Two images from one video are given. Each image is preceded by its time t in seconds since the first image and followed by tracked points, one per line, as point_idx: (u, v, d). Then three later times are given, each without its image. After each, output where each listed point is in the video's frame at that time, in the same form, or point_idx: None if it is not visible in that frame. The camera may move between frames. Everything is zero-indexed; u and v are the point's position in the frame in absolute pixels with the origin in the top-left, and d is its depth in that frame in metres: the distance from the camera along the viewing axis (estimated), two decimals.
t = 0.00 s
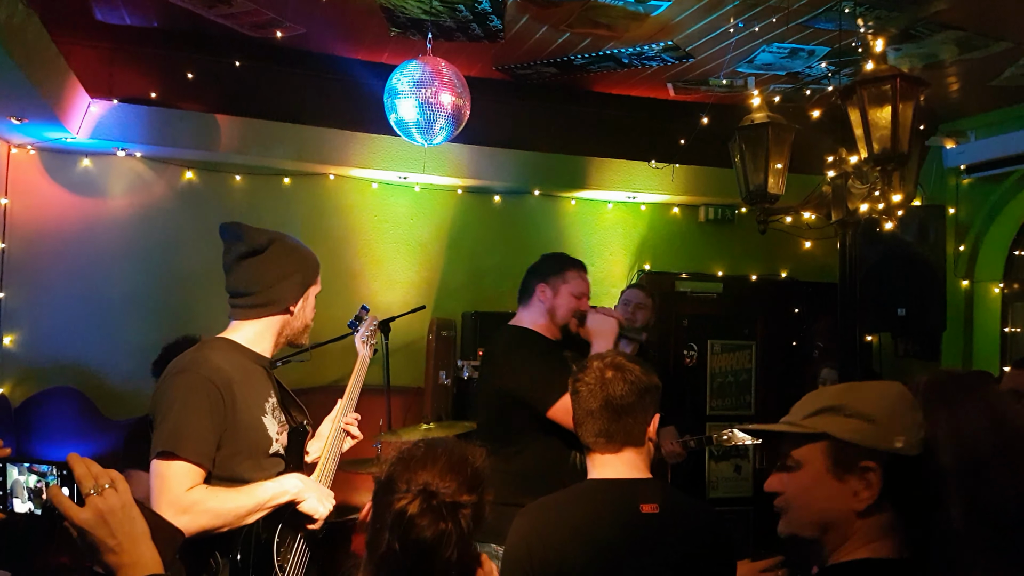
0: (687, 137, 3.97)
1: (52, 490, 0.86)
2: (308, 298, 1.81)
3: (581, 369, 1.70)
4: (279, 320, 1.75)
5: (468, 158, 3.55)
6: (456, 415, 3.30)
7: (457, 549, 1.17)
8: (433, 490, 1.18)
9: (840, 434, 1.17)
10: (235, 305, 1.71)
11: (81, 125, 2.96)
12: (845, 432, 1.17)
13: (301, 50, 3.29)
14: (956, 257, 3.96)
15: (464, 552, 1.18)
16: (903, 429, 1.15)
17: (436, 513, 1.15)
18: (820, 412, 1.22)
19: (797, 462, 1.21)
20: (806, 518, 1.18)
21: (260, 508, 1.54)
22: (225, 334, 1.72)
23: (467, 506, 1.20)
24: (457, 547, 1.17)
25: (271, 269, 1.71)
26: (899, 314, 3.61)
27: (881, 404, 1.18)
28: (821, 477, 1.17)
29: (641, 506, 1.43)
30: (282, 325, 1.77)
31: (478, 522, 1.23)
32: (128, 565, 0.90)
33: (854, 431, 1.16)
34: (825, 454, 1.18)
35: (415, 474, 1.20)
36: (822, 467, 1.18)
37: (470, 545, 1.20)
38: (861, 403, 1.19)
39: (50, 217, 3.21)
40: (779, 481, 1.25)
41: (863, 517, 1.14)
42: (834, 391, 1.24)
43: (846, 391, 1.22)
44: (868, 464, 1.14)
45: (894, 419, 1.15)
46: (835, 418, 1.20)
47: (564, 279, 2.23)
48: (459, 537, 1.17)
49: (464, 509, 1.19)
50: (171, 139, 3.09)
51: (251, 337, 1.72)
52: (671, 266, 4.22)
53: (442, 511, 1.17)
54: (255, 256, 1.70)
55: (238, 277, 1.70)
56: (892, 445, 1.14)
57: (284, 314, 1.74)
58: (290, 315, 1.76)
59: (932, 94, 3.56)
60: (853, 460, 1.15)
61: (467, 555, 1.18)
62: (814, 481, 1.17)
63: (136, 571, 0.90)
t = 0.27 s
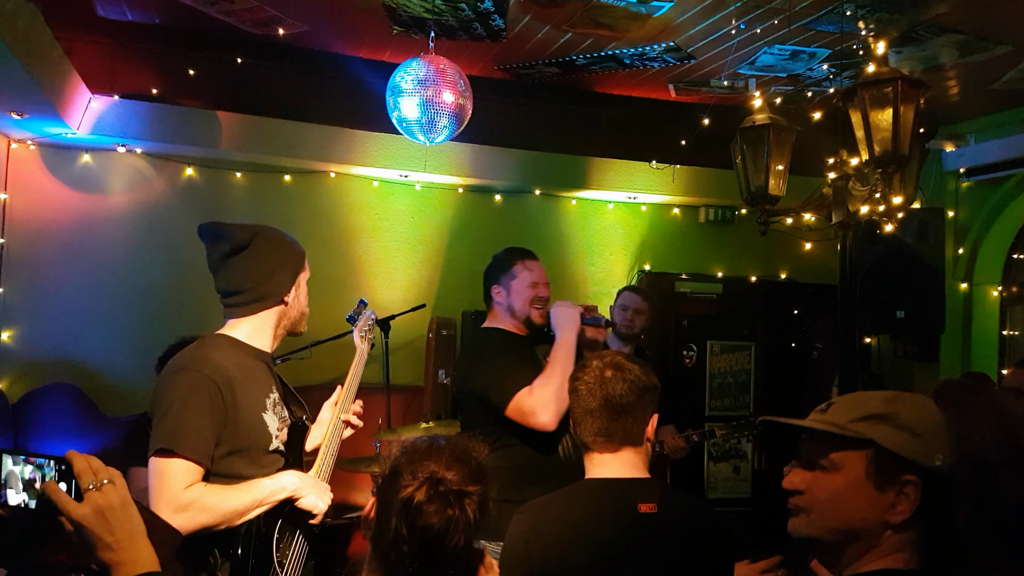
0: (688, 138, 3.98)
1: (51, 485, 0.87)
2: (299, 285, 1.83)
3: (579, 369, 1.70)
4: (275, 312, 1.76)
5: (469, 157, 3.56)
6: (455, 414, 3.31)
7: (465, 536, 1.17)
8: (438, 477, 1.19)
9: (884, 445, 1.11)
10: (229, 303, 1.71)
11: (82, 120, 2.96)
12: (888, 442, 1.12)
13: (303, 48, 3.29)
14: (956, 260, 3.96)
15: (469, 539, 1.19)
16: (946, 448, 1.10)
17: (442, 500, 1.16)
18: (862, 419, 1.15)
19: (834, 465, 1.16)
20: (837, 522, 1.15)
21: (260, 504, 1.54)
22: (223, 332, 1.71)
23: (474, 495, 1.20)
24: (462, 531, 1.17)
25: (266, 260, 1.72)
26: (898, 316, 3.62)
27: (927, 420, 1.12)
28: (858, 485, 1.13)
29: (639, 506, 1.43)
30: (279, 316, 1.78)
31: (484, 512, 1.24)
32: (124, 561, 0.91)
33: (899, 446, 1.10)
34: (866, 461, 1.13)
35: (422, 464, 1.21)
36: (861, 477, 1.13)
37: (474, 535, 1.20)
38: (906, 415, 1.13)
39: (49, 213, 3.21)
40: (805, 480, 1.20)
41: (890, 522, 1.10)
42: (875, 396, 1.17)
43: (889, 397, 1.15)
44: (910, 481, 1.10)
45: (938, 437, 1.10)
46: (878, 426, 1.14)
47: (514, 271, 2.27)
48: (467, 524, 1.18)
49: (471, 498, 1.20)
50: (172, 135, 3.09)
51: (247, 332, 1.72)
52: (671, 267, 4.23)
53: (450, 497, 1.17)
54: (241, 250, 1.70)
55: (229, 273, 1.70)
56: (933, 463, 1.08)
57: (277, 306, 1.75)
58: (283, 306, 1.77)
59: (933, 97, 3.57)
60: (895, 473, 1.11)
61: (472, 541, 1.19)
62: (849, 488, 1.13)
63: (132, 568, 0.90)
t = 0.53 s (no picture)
0: (692, 141, 3.97)
1: (55, 482, 0.87)
2: (297, 285, 1.81)
3: (581, 372, 1.70)
4: (271, 310, 1.75)
5: (473, 157, 3.56)
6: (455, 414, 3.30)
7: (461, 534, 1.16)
8: (436, 472, 1.18)
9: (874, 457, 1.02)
10: (229, 299, 1.71)
11: (87, 116, 2.96)
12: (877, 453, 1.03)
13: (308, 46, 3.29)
14: (959, 266, 3.96)
15: (467, 538, 1.18)
16: (931, 452, 1.02)
17: (438, 495, 1.15)
18: (845, 433, 1.07)
19: (823, 486, 1.06)
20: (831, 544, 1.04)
21: (260, 497, 1.55)
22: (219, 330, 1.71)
23: (472, 492, 1.19)
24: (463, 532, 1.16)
25: (264, 259, 1.72)
26: (901, 322, 3.61)
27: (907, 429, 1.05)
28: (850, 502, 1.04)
29: (638, 511, 1.43)
30: (276, 314, 1.77)
31: (484, 510, 1.22)
32: (125, 559, 0.90)
33: (887, 456, 1.02)
34: (855, 477, 1.04)
35: (427, 459, 1.20)
36: (852, 495, 1.04)
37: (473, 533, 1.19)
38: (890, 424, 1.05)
39: (52, 208, 3.21)
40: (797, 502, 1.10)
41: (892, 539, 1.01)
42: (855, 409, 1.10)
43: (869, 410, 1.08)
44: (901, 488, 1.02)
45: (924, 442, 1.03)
46: (862, 438, 1.05)
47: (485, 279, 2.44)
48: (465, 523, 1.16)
49: (468, 495, 1.18)
50: (176, 131, 3.08)
51: (240, 326, 1.71)
52: (673, 269, 4.22)
53: (446, 492, 1.16)
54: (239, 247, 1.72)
55: (227, 270, 1.70)
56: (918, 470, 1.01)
57: (272, 304, 1.74)
58: (279, 304, 1.76)
59: (938, 103, 3.56)
60: (885, 484, 1.02)
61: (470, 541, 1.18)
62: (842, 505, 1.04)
63: (133, 565, 0.90)
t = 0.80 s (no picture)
0: (692, 139, 3.97)
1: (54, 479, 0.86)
2: (294, 282, 1.82)
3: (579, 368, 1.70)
4: (269, 309, 1.76)
5: (474, 156, 3.54)
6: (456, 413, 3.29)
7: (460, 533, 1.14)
8: (436, 469, 1.18)
9: (874, 456, 1.04)
10: (228, 299, 1.72)
11: (87, 116, 2.95)
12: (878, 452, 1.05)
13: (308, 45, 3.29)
14: (960, 264, 3.94)
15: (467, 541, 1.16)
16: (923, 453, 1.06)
17: (437, 493, 1.14)
18: (843, 428, 1.08)
19: (817, 480, 1.07)
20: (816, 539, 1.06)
21: (252, 497, 1.55)
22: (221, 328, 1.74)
23: (471, 490, 1.18)
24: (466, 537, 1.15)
25: (262, 258, 1.74)
26: (902, 319, 3.61)
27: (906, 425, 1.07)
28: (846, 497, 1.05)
29: (636, 510, 1.43)
30: (275, 312, 1.78)
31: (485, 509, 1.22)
32: (125, 557, 0.90)
33: (889, 456, 1.04)
34: (851, 476, 1.06)
35: (423, 458, 1.21)
36: (845, 492, 1.05)
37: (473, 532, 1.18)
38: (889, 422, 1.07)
39: (53, 207, 3.21)
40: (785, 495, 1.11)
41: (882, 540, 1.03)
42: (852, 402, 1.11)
43: (868, 403, 1.09)
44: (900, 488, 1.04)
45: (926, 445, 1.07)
46: (861, 435, 1.07)
47: (475, 279, 2.46)
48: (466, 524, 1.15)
49: (468, 494, 1.17)
50: (175, 130, 3.07)
51: (238, 325, 1.73)
52: (673, 268, 4.21)
53: (446, 491, 1.15)
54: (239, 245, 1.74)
55: (226, 268, 1.72)
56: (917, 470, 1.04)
57: (269, 302, 1.75)
58: (277, 303, 1.77)
59: (939, 100, 3.56)
60: (882, 484, 1.04)
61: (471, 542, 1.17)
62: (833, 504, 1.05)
63: (132, 563, 0.89)
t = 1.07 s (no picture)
0: (695, 139, 3.96)
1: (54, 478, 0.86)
2: (294, 284, 1.84)
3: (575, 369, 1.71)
4: (267, 310, 1.79)
5: (476, 155, 3.55)
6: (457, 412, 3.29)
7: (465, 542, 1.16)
8: (442, 481, 1.18)
9: (844, 462, 1.02)
10: (228, 299, 1.76)
11: (89, 115, 2.95)
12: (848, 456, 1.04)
13: (312, 44, 3.29)
14: (962, 265, 3.94)
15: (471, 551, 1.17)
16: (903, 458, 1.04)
17: (443, 505, 1.15)
18: (815, 431, 1.06)
19: (785, 488, 1.07)
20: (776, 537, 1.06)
21: (247, 495, 1.59)
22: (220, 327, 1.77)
23: (474, 496, 1.19)
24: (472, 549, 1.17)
25: (265, 259, 1.77)
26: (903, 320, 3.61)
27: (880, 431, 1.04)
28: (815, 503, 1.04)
29: (634, 510, 1.43)
30: (275, 314, 1.81)
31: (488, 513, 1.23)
32: (126, 556, 0.90)
33: (857, 459, 1.02)
34: (821, 480, 1.05)
35: (427, 465, 1.21)
36: (815, 499, 1.04)
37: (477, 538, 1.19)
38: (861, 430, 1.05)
39: (56, 206, 3.21)
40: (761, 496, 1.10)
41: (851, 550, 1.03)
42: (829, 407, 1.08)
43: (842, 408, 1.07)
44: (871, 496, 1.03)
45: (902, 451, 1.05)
46: (833, 439, 1.05)
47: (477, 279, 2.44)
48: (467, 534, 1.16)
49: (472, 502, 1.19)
50: (178, 130, 3.08)
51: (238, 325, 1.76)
52: (675, 268, 4.21)
53: (450, 502, 1.16)
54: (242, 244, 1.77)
55: (225, 267, 1.77)
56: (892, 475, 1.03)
57: (268, 304, 1.78)
58: (275, 305, 1.80)
59: (942, 101, 3.55)
60: (853, 491, 1.03)
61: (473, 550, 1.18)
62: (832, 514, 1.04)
63: (135, 562, 0.90)
